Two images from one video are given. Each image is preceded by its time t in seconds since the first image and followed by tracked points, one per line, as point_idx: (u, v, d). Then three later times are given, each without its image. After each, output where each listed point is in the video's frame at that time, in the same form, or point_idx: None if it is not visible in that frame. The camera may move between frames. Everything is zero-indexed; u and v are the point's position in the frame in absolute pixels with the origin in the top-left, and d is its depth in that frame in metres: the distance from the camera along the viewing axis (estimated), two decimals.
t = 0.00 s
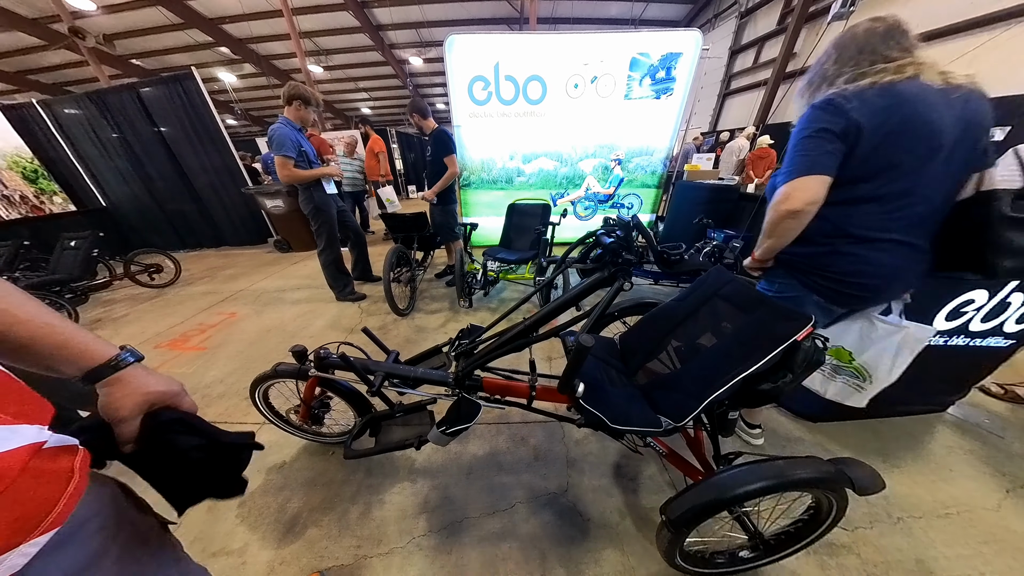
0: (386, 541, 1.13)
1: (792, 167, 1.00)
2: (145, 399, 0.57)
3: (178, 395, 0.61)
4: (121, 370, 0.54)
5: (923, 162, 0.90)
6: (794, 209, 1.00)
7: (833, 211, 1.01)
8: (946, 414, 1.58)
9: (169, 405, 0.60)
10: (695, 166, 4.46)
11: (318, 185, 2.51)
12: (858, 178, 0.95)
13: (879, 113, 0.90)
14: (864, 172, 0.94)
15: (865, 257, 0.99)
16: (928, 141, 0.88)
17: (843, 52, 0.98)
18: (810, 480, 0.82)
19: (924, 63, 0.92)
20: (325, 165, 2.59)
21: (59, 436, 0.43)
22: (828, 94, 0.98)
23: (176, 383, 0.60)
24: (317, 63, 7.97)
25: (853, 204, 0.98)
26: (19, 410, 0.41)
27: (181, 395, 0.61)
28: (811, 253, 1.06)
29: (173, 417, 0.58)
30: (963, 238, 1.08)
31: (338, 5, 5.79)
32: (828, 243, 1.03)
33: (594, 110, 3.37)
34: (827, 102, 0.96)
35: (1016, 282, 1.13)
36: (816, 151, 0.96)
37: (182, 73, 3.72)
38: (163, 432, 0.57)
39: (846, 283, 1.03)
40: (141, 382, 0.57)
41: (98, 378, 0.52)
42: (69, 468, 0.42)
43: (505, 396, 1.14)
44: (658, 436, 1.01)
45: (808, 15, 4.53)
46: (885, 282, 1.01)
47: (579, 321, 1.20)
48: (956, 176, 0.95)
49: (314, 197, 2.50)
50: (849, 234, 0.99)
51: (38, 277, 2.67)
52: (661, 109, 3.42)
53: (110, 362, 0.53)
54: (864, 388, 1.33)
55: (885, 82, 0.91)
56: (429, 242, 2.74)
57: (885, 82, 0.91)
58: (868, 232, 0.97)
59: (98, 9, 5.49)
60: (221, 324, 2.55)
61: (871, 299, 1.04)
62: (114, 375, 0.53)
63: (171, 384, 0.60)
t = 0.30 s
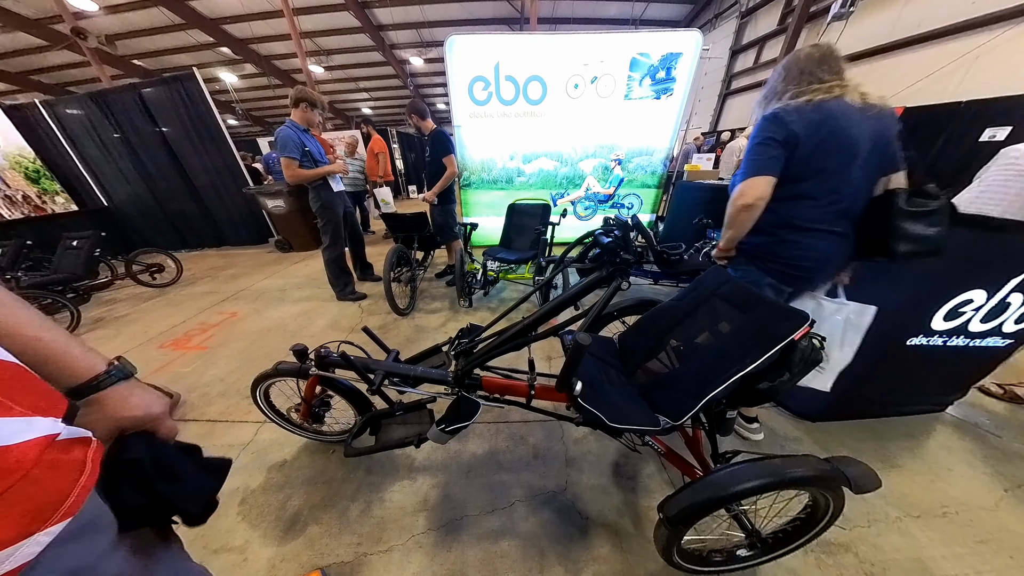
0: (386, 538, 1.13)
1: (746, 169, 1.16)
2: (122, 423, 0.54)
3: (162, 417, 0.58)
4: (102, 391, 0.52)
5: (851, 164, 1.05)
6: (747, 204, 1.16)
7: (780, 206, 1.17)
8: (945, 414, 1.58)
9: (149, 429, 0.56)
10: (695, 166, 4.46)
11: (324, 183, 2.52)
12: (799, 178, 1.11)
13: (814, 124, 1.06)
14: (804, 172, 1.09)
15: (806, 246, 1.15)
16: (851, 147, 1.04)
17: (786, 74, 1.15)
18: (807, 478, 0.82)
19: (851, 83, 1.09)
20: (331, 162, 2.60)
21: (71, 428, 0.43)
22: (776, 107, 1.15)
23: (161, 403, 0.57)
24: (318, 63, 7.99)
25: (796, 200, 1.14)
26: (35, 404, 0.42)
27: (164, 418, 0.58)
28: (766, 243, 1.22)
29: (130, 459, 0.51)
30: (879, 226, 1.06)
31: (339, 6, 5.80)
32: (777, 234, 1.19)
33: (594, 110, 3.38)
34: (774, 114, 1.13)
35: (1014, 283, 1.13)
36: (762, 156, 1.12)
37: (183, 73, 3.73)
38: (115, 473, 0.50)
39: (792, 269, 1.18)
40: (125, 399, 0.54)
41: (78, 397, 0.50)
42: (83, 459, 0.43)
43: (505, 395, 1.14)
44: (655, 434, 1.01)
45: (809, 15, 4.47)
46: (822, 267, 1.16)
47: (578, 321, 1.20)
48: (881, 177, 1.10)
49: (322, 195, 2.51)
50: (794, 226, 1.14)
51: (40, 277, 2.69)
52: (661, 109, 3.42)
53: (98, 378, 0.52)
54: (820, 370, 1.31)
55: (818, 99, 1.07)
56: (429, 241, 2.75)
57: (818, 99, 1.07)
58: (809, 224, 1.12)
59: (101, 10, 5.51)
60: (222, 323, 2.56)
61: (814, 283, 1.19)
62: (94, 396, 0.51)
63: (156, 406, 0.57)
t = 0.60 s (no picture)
0: (386, 537, 1.14)
1: (717, 165, 1.39)
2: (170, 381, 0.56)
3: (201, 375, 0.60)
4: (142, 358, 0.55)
5: (803, 162, 1.28)
6: (718, 194, 1.38)
7: (745, 197, 1.40)
8: (944, 414, 1.59)
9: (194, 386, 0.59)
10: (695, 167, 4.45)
11: (328, 183, 2.53)
12: (762, 173, 1.33)
13: (773, 128, 1.27)
14: (766, 168, 1.31)
15: (766, 232, 1.39)
16: (803, 147, 1.26)
17: (749, 86, 1.38)
18: (805, 477, 0.83)
19: (802, 94, 1.32)
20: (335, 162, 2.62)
21: (76, 427, 0.44)
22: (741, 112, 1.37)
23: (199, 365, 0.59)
24: (318, 63, 7.99)
25: (760, 192, 1.36)
26: (42, 402, 0.42)
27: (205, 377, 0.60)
28: (734, 230, 1.45)
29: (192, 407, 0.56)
30: (825, 216, 1.29)
31: (339, 6, 5.80)
32: (742, 222, 1.42)
33: (594, 110, 3.39)
34: (741, 118, 1.34)
35: (1011, 283, 1.13)
36: (731, 154, 1.34)
37: (184, 74, 3.74)
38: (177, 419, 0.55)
39: (755, 251, 1.43)
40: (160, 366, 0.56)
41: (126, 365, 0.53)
42: (87, 458, 0.43)
43: (505, 394, 1.14)
44: (655, 433, 1.02)
45: (809, 15, 4.43)
46: (779, 250, 1.41)
47: (578, 320, 1.21)
48: (829, 173, 1.33)
49: (326, 194, 2.52)
50: (757, 215, 1.38)
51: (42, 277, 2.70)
52: (661, 109, 3.43)
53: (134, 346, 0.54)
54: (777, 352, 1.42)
55: (775, 105, 1.30)
56: (429, 241, 2.75)
57: (776, 105, 1.29)
58: (769, 213, 1.36)
59: (101, 10, 5.52)
60: (222, 323, 2.57)
61: (774, 264, 1.43)
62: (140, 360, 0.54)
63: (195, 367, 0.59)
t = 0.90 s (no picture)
0: (387, 537, 1.14)
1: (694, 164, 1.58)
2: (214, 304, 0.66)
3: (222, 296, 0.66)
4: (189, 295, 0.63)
5: (767, 161, 1.49)
6: (695, 190, 1.57)
7: (718, 192, 1.59)
8: (945, 414, 1.59)
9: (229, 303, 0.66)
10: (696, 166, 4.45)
11: (330, 183, 2.54)
12: (734, 171, 1.53)
13: (740, 131, 1.47)
14: (737, 166, 1.52)
15: (739, 224, 1.59)
16: (766, 148, 1.47)
17: (719, 94, 1.58)
18: (805, 477, 0.83)
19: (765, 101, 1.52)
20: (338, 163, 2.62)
21: (75, 429, 0.45)
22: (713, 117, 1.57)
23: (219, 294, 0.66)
24: (319, 63, 7.98)
25: (731, 187, 1.56)
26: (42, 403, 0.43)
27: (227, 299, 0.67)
28: (709, 222, 1.64)
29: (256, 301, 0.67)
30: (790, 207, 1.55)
31: (339, 6, 5.80)
32: (717, 214, 1.61)
33: (594, 110, 3.39)
34: (713, 122, 1.53)
35: (1010, 284, 1.14)
36: (705, 154, 1.53)
37: (185, 74, 3.74)
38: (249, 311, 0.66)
39: (731, 241, 1.62)
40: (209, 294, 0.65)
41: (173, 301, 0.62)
42: (86, 457, 0.44)
43: (506, 394, 1.15)
44: (655, 433, 1.02)
45: (810, 15, 4.40)
46: (752, 240, 1.62)
47: (578, 320, 1.21)
48: (789, 171, 1.56)
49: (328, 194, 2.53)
50: (729, 208, 1.57)
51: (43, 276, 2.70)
52: (661, 109, 3.43)
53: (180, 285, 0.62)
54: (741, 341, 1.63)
55: (741, 111, 1.50)
56: (429, 241, 2.75)
57: (742, 111, 1.49)
58: (742, 206, 1.56)
59: (102, 10, 5.52)
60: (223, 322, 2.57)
61: (747, 252, 1.64)
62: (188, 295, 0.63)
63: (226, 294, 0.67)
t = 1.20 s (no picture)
0: (387, 536, 1.14)
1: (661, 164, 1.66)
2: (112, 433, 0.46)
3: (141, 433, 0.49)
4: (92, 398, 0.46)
5: (731, 159, 1.55)
6: (661, 188, 1.65)
7: (687, 189, 1.66)
8: (945, 414, 1.59)
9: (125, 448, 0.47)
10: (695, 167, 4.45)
11: (329, 184, 2.55)
12: (700, 170, 1.60)
13: (702, 131, 1.54)
14: (702, 166, 1.58)
15: (709, 217, 1.65)
16: (729, 147, 1.54)
17: (686, 96, 1.66)
18: (804, 476, 0.83)
19: (730, 102, 1.57)
20: (339, 163, 2.63)
21: (75, 426, 0.43)
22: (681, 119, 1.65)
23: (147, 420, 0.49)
24: (319, 63, 7.99)
25: (698, 184, 1.63)
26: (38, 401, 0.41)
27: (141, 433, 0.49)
28: (680, 217, 1.71)
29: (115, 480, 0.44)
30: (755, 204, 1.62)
31: (340, 6, 5.80)
32: (686, 210, 1.68)
33: (594, 110, 3.39)
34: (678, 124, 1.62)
35: (1011, 283, 1.13)
36: (671, 154, 1.61)
37: (185, 74, 3.74)
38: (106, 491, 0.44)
39: (702, 234, 1.68)
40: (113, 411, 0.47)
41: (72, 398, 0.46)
42: (85, 456, 0.42)
43: (505, 394, 1.15)
44: (655, 433, 1.02)
45: (810, 15, 4.40)
46: (721, 233, 1.68)
47: (577, 320, 1.21)
48: (755, 168, 1.61)
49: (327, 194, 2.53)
50: (697, 203, 1.64)
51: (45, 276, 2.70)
52: (660, 109, 3.43)
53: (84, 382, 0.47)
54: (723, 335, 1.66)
55: (704, 112, 1.57)
56: (429, 242, 2.75)
57: (705, 112, 1.57)
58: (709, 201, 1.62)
59: (102, 10, 5.53)
60: (223, 322, 2.57)
61: (720, 243, 1.70)
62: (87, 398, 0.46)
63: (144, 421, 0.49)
